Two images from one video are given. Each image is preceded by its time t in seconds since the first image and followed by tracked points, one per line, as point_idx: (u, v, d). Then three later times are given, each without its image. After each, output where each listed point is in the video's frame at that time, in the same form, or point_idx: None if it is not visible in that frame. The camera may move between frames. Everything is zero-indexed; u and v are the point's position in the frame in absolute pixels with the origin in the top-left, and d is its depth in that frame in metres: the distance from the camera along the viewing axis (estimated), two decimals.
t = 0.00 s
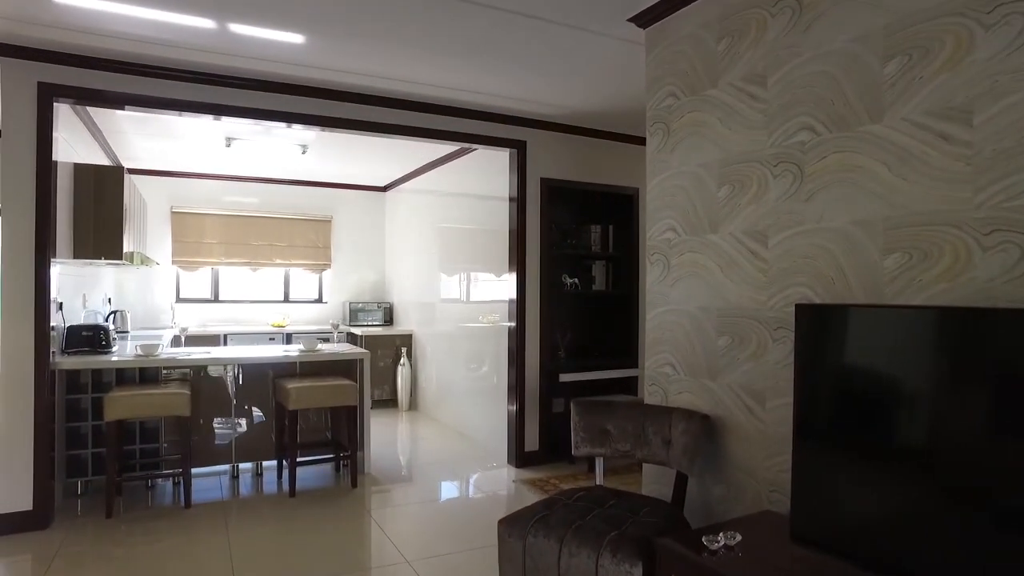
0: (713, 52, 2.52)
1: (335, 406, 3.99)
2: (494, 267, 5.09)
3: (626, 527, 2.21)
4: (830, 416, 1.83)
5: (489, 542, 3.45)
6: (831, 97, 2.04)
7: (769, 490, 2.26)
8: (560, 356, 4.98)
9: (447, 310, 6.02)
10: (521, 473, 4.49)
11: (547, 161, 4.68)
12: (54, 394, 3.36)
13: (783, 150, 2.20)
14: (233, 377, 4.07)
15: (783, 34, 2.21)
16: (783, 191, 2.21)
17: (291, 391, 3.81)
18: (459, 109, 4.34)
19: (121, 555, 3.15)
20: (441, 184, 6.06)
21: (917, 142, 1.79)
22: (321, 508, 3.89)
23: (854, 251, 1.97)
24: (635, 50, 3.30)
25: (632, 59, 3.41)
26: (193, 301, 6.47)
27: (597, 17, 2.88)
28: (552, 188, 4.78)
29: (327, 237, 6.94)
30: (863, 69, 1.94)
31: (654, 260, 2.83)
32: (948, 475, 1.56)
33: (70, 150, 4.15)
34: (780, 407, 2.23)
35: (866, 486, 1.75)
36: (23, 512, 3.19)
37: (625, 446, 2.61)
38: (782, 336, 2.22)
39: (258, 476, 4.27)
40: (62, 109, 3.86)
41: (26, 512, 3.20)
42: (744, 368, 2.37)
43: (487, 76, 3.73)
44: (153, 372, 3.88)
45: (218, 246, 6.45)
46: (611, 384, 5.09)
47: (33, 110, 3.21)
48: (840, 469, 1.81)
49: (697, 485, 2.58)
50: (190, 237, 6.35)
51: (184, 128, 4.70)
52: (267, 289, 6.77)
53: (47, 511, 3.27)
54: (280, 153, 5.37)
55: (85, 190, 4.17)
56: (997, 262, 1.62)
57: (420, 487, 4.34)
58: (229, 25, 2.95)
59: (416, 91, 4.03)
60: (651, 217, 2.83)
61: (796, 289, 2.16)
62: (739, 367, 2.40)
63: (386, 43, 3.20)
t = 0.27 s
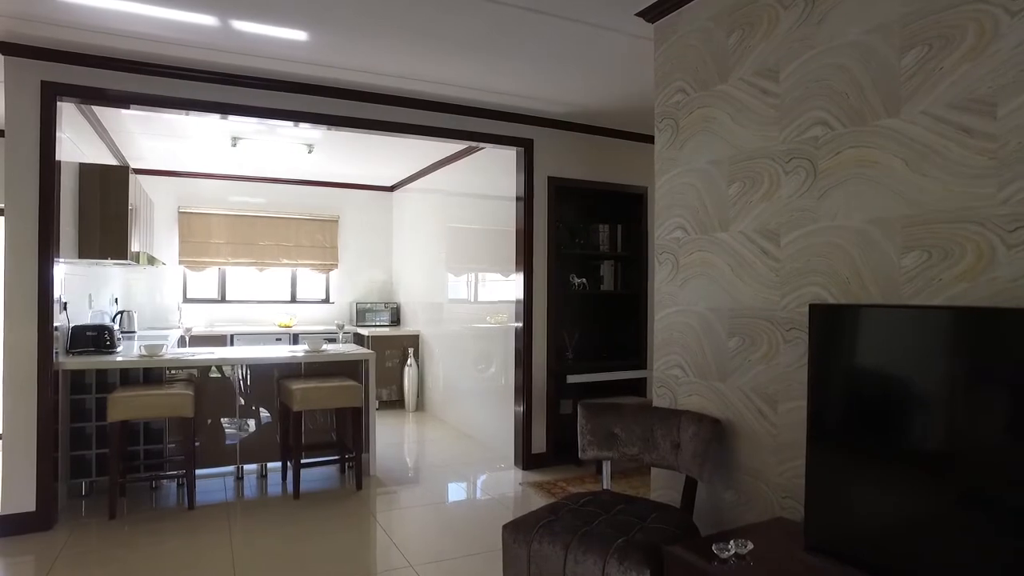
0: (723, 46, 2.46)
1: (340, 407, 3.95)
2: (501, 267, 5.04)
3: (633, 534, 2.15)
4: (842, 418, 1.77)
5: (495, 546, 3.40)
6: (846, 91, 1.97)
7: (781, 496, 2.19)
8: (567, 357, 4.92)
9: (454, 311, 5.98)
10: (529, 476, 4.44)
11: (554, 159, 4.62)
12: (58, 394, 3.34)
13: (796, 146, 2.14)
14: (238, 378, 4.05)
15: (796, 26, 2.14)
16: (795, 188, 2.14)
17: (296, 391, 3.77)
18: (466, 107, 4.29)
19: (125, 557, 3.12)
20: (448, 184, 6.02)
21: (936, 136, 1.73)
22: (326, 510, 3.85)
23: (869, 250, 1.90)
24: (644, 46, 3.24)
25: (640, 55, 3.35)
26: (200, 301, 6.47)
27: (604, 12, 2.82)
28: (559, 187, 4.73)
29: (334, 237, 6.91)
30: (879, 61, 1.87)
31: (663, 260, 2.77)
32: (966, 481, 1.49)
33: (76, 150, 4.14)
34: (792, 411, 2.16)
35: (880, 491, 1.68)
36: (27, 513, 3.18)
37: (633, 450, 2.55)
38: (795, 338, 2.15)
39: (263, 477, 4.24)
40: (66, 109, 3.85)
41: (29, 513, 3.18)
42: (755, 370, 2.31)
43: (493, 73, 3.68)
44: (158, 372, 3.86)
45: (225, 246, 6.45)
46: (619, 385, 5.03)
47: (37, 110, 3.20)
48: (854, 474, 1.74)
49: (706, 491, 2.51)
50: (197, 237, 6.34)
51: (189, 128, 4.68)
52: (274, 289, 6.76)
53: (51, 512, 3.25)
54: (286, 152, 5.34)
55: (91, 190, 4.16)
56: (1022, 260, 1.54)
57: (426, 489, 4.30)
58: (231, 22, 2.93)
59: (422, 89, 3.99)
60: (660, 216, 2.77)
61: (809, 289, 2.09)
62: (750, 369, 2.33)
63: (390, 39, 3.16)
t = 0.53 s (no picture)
0: (736, 39, 2.38)
1: (345, 409, 3.90)
2: (510, 267, 4.97)
3: (642, 543, 2.08)
4: (855, 421, 1.70)
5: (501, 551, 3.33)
6: (865, 83, 1.89)
7: (795, 505, 2.12)
8: (576, 358, 4.84)
9: (461, 311, 5.92)
10: (536, 479, 4.37)
11: (562, 158, 4.55)
12: (60, 395, 3.30)
13: (812, 141, 2.06)
14: (241, 380, 4.00)
15: (812, 16, 2.06)
16: (811, 184, 2.06)
17: (299, 393, 3.72)
18: (472, 105, 4.23)
19: (126, 559, 3.09)
20: (455, 183, 5.96)
21: (962, 130, 1.64)
22: (330, 513, 3.80)
23: (890, 250, 1.82)
24: (653, 40, 3.16)
25: (650, 50, 3.28)
26: (207, 301, 6.45)
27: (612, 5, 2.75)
28: (567, 186, 4.65)
29: (341, 237, 6.88)
30: (900, 52, 1.79)
31: (673, 259, 2.69)
32: (991, 484, 1.42)
33: (79, 149, 4.11)
34: (807, 417, 2.08)
35: (897, 497, 1.60)
36: (28, 515, 3.14)
37: (641, 455, 2.48)
38: (810, 340, 2.07)
39: (267, 479, 4.20)
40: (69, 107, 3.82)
41: (31, 514, 3.15)
42: (769, 373, 2.23)
43: (500, 70, 3.62)
44: (161, 373, 3.82)
45: (232, 245, 6.42)
46: (628, 387, 4.95)
47: (39, 108, 3.17)
48: (868, 480, 1.67)
49: (717, 497, 2.44)
50: (204, 236, 6.32)
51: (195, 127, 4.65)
52: (281, 289, 6.73)
53: (52, 514, 3.22)
54: (292, 151, 5.30)
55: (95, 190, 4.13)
56: None
57: (431, 492, 4.24)
58: (233, 18, 2.88)
59: (428, 87, 3.93)
60: (670, 214, 2.69)
61: (826, 289, 2.01)
62: (763, 373, 2.25)
63: (395, 35, 3.10)
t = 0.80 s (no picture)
0: (748, 32, 2.31)
1: (349, 411, 3.86)
2: (517, 267, 4.90)
3: (650, 554, 2.00)
4: (868, 426, 1.62)
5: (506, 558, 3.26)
6: (883, 75, 1.81)
7: (809, 515, 2.04)
8: (583, 360, 4.77)
9: (468, 312, 5.86)
10: (543, 483, 4.30)
11: (570, 157, 4.48)
12: (61, 397, 3.27)
13: (827, 137, 1.98)
14: (245, 382, 3.96)
15: (827, 7, 1.98)
16: (827, 182, 1.98)
17: (303, 394, 3.68)
18: (478, 103, 4.17)
19: (125, 563, 3.05)
20: (463, 182, 5.91)
21: (987, 124, 1.56)
22: (333, 516, 3.75)
23: (911, 249, 1.73)
24: (662, 35, 3.09)
25: (658, 45, 3.20)
26: (214, 301, 6.43)
27: None
28: (575, 185, 4.58)
29: (348, 237, 6.84)
30: (921, 42, 1.71)
31: (682, 259, 2.62)
32: (1019, 492, 1.34)
33: (83, 148, 4.09)
34: (822, 424, 2.00)
35: (914, 505, 1.52)
36: (28, 518, 3.11)
37: (650, 461, 2.40)
38: (826, 344, 1.99)
39: (271, 482, 4.15)
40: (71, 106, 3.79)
41: (31, 517, 3.12)
42: (783, 378, 2.15)
43: (505, 67, 3.55)
44: (163, 374, 3.77)
45: (238, 246, 6.40)
46: (637, 390, 4.87)
47: (39, 107, 3.14)
48: (884, 487, 1.59)
49: (729, 506, 2.36)
50: (210, 237, 6.31)
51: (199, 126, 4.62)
52: (288, 290, 6.70)
53: (53, 517, 3.19)
54: (297, 151, 5.27)
55: (99, 189, 4.10)
56: None
57: (436, 495, 4.18)
58: (233, 14, 2.84)
59: (433, 84, 3.87)
60: (679, 213, 2.62)
61: (842, 291, 1.93)
62: (776, 378, 2.17)
63: (398, 31, 3.05)
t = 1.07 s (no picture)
0: (759, 24, 2.23)
1: (352, 413, 3.81)
2: (524, 267, 4.84)
3: (658, 564, 1.94)
4: (881, 431, 1.56)
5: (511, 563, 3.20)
6: (902, 67, 1.73)
7: (823, 524, 1.96)
8: (590, 362, 4.70)
9: (474, 312, 5.81)
10: (549, 486, 4.24)
11: (577, 155, 4.42)
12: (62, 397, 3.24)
13: (843, 131, 1.90)
14: (248, 383, 3.92)
15: None
16: (841, 178, 1.91)
17: (305, 396, 3.64)
18: (484, 100, 4.11)
19: (124, 566, 3.01)
20: (469, 182, 5.86)
21: (1014, 116, 1.48)
22: (336, 519, 3.70)
23: (931, 248, 1.66)
24: (670, 29, 3.01)
25: (667, 40, 3.13)
26: (219, 301, 6.41)
27: None
28: (582, 183, 4.51)
29: (354, 237, 6.80)
30: (942, 32, 1.64)
31: (691, 259, 2.54)
32: None
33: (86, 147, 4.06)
34: (837, 430, 1.93)
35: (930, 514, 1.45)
36: (28, 520, 3.09)
37: (658, 467, 2.33)
38: (841, 347, 1.92)
39: (274, 484, 4.12)
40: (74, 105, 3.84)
41: (31, 520, 3.09)
42: (796, 382, 2.07)
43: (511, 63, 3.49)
44: (165, 375, 3.74)
45: (244, 246, 6.38)
46: (645, 392, 4.80)
47: (39, 105, 3.11)
48: (899, 494, 1.52)
49: (739, 513, 2.29)
50: (216, 237, 6.29)
51: (203, 125, 4.59)
52: (294, 290, 6.68)
53: (53, 520, 3.16)
54: (302, 150, 5.23)
55: (104, 190, 4.08)
56: None
57: (440, 498, 4.12)
58: (233, 10, 2.79)
59: (438, 82, 3.82)
60: (688, 211, 2.54)
61: (858, 292, 1.85)
62: (789, 382, 2.10)
63: (400, 26, 2.99)
